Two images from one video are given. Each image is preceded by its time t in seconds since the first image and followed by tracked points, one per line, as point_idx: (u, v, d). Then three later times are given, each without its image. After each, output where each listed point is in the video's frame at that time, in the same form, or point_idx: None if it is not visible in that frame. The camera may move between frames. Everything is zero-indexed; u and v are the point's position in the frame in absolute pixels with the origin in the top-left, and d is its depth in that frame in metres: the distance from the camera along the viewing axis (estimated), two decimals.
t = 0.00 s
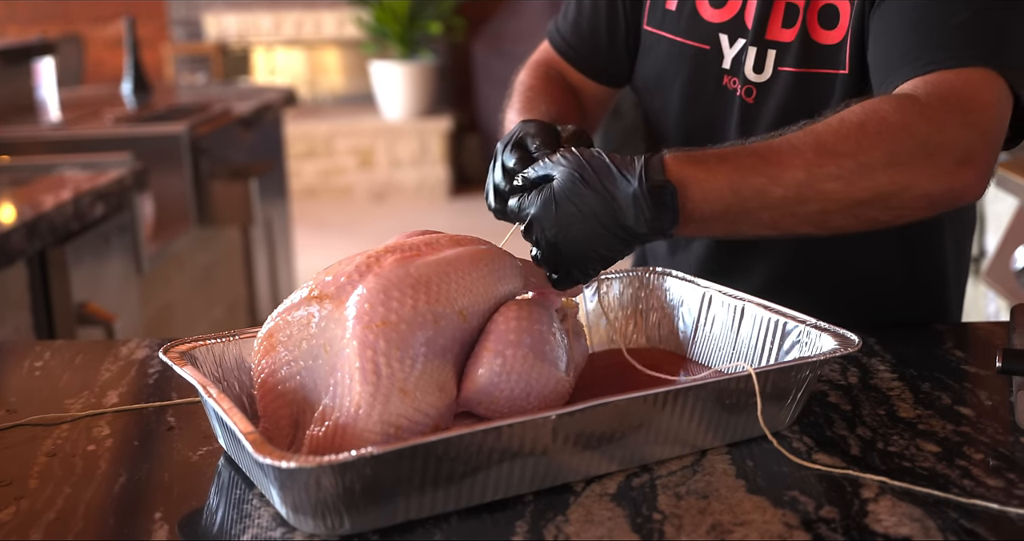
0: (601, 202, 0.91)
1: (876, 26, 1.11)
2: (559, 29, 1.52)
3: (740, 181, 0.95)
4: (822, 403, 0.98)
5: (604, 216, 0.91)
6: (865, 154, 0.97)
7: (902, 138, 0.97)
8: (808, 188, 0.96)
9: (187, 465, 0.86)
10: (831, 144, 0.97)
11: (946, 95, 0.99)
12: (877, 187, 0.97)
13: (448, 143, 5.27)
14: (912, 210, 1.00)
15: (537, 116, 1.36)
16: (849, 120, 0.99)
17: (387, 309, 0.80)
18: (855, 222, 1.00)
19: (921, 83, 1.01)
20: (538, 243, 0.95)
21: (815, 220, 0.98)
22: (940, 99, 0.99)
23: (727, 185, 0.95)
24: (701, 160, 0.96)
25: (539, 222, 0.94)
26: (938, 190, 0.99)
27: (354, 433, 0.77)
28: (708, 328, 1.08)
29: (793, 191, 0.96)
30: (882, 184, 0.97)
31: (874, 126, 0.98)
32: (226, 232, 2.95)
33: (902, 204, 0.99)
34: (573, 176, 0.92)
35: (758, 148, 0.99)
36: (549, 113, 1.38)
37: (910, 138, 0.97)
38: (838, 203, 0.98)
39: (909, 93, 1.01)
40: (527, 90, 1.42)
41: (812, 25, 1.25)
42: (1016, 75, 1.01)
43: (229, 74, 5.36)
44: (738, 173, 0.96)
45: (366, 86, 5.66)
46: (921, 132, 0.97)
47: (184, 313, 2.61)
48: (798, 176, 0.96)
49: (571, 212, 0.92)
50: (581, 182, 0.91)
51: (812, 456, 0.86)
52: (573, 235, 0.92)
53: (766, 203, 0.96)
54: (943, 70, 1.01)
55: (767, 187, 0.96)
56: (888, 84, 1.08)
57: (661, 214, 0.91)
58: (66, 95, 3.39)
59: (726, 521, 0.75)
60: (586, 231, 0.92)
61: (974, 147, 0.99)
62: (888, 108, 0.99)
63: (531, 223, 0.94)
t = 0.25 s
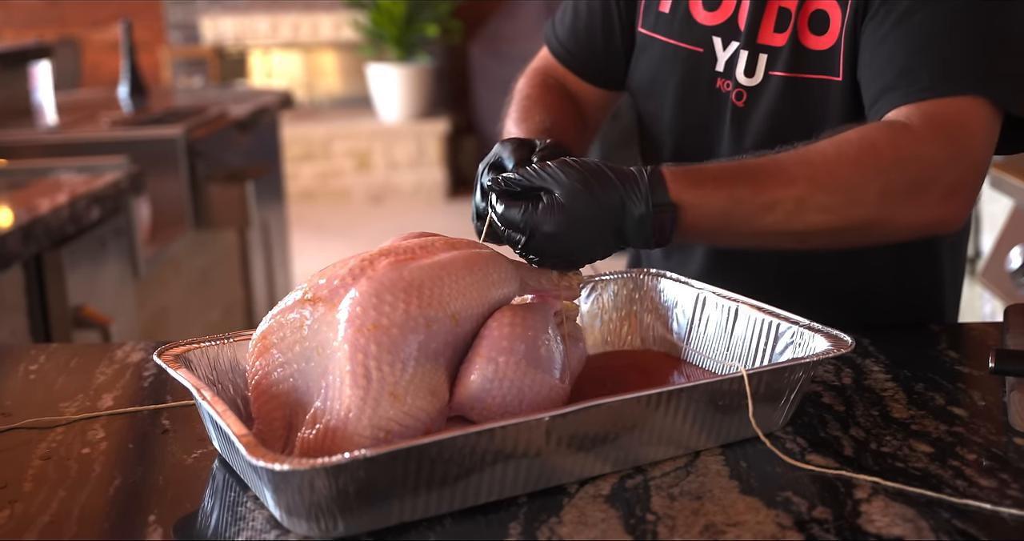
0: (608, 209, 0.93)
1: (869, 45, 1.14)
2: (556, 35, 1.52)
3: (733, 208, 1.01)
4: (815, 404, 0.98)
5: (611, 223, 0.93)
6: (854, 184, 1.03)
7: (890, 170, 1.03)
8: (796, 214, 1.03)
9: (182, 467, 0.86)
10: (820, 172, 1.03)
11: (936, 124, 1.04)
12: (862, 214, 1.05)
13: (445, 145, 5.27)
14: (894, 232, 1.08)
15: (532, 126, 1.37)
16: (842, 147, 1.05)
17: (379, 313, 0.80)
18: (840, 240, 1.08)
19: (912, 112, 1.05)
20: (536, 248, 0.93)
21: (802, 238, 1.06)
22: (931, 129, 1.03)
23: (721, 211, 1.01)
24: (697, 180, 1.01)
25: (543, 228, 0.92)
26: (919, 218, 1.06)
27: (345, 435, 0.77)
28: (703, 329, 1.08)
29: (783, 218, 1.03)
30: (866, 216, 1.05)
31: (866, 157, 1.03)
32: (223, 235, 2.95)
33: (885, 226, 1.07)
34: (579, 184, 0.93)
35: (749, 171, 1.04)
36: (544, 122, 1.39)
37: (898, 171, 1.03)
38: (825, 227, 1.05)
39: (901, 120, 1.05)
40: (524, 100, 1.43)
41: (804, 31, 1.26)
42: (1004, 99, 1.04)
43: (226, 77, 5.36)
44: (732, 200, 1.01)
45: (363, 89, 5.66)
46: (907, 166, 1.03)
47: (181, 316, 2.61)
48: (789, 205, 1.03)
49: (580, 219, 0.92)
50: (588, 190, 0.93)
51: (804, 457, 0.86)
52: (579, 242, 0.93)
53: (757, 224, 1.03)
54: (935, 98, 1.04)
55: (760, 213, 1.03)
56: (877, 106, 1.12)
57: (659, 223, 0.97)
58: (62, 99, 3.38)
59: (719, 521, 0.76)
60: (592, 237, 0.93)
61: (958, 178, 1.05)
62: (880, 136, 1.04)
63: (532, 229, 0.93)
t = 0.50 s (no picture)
0: (624, 211, 0.94)
1: (868, 56, 1.14)
2: (553, 38, 1.52)
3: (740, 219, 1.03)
4: (812, 403, 0.99)
5: (626, 226, 0.95)
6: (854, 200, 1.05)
7: (889, 188, 1.05)
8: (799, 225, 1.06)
9: (178, 468, 0.86)
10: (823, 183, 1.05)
11: (935, 143, 1.05)
12: (862, 228, 1.07)
13: (444, 145, 5.27)
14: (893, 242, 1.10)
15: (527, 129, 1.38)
16: (843, 161, 1.06)
17: (375, 313, 0.80)
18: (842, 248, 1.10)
19: (912, 129, 1.07)
20: (547, 244, 0.95)
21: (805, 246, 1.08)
22: (930, 150, 1.05)
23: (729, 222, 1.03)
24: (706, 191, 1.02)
25: (556, 228, 0.94)
26: (914, 233, 1.09)
27: (341, 435, 0.77)
28: (699, 329, 1.09)
29: (787, 230, 1.06)
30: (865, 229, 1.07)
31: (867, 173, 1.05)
32: (220, 235, 2.95)
33: (884, 239, 1.09)
34: (596, 186, 0.93)
35: (760, 185, 1.05)
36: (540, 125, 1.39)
37: (897, 190, 1.05)
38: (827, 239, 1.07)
39: (901, 136, 1.06)
40: (521, 102, 1.44)
41: (798, 32, 1.25)
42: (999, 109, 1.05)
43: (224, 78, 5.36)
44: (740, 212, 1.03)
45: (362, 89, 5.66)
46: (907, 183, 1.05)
47: (179, 317, 2.61)
48: (794, 218, 1.05)
49: (593, 221, 0.93)
50: (605, 193, 0.93)
51: (801, 456, 0.86)
52: (590, 242, 0.95)
53: (764, 234, 1.06)
54: (935, 115, 1.06)
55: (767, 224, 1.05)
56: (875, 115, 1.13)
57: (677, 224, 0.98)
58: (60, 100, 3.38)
59: (715, 521, 0.76)
60: (605, 238, 0.95)
61: (951, 197, 1.08)
62: (881, 152, 1.05)
63: (544, 229, 0.94)
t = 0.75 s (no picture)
0: (632, 200, 0.91)
1: (877, 46, 1.13)
2: (551, 37, 1.52)
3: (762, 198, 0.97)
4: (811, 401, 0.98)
5: (635, 215, 0.91)
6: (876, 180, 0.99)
7: (911, 167, 0.99)
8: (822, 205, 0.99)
9: (175, 467, 0.86)
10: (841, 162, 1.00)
11: (953, 125, 1.01)
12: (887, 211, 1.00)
13: (442, 143, 5.26)
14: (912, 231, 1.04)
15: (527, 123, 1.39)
16: (861, 144, 1.01)
17: (371, 311, 0.80)
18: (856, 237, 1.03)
19: (925, 111, 1.04)
20: (553, 238, 0.93)
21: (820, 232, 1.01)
22: (948, 131, 1.01)
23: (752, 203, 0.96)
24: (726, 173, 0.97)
25: (562, 220, 0.91)
26: (938, 218, 1.02)
27: (338, 432, 0.77)
28: (697, 327, 1.08)
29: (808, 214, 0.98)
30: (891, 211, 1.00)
31: (890, 150, 1.00)
32: (219, 234, 2.94)
33: (906, 227, 1.03)
34: (602, 175, 0.91)
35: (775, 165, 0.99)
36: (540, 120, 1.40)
37: (920, 172, 1.00)
38: (848, 224, 1.00)
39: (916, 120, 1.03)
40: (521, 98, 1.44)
41: (798, 29, 1.26)
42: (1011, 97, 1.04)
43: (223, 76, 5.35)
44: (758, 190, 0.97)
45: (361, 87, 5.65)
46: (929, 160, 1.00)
47: (177, 315, 2.61)
48: (816, 200, 0.98)
49: (599, 211, 0.91)
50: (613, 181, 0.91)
51: (800, 454, 0.86)
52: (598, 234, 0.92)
53: (786, 220, 0.98)
54: (946, 97, 1.03)
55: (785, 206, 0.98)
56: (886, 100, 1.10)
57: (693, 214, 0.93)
58: (58, 98, 3.38)
59: (713, 519, 0.75)
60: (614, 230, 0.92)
61: (973, 180, 1.03)
62: (900, 134, 1.01)
63: (550, 219, 0.92)
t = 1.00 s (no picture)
0: (637, 178, 0.88)
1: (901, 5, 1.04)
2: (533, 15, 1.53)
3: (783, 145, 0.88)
4: (810, 397, 0.98)
5: (641, 188, 0.88)
6: (912, 122, 0.87)
7: (947, 106, 0.87)
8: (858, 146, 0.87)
9: (172, 464, 0.85)
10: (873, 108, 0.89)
11: (991, 60, 0.89)
12: (931, 155, 0.87)
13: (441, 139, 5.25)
14: (967, 183, 0.89)
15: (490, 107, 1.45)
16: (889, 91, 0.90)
17: (367, 308, 0.80)
18: (912, 199, 0.90)
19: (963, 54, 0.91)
20: (576, 235, 0.92)
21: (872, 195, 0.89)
22: (987, 66, 0.89)
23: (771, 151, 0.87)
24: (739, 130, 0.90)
25: (576, 211, 0.92)
26: (994, 160, 0.88)
27: (333, 429, 0.77)
28: (696, 323, 1.08)
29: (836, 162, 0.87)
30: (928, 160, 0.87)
31: (922, 94, 0.88)
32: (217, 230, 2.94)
33: (958, 176, 0.89)
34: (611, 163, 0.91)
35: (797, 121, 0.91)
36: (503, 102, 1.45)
37: (961, 112, 0.87)
38: (886, 175, 0.87)
39: (950, 62, 0.91)
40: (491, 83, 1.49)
41: (805, 20, 1.25)
42: None
43: (221, 72, 5.35)
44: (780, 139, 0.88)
45: (360, 83, 5.64)
46: (967, 101, 0.87)
47: (176, 312, 2.60)
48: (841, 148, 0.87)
49: (607, 191, 0.90)
50: (620, 163, 0.90)
51: (798, 450, 0.86)
52: (613, 219, 0.90)
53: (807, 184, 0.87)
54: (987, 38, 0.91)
55: (815, 150, 0.87)
56: (922, 54, 0.99)
57: (701, 174, 0.86)
58: (57, 95, 3.37)
59: (711, 516, 0.75)
60: (626, 210, 0.89)
61: None
62: (930, 78, 0.90)
63: (568, 215, 0.93)
